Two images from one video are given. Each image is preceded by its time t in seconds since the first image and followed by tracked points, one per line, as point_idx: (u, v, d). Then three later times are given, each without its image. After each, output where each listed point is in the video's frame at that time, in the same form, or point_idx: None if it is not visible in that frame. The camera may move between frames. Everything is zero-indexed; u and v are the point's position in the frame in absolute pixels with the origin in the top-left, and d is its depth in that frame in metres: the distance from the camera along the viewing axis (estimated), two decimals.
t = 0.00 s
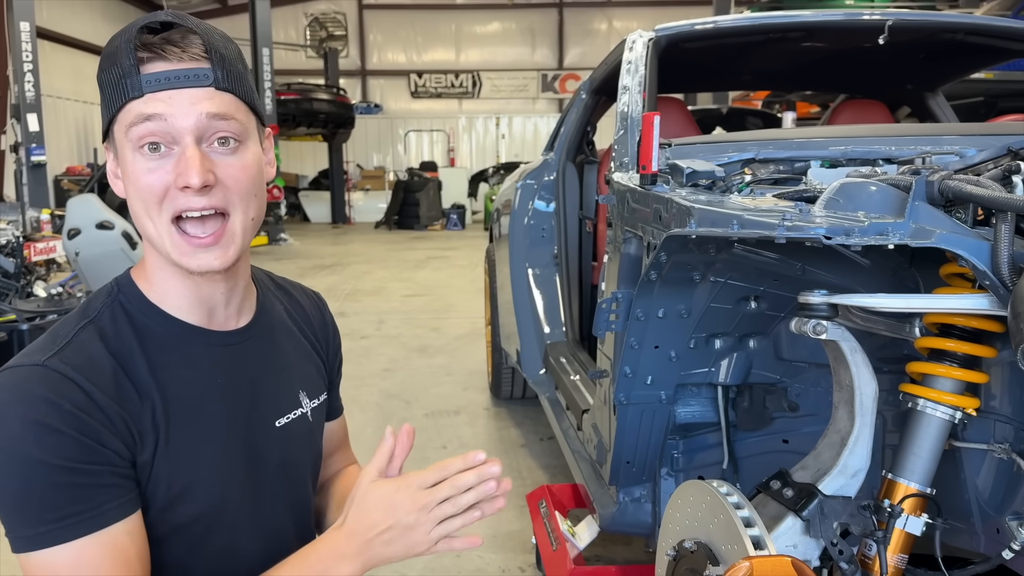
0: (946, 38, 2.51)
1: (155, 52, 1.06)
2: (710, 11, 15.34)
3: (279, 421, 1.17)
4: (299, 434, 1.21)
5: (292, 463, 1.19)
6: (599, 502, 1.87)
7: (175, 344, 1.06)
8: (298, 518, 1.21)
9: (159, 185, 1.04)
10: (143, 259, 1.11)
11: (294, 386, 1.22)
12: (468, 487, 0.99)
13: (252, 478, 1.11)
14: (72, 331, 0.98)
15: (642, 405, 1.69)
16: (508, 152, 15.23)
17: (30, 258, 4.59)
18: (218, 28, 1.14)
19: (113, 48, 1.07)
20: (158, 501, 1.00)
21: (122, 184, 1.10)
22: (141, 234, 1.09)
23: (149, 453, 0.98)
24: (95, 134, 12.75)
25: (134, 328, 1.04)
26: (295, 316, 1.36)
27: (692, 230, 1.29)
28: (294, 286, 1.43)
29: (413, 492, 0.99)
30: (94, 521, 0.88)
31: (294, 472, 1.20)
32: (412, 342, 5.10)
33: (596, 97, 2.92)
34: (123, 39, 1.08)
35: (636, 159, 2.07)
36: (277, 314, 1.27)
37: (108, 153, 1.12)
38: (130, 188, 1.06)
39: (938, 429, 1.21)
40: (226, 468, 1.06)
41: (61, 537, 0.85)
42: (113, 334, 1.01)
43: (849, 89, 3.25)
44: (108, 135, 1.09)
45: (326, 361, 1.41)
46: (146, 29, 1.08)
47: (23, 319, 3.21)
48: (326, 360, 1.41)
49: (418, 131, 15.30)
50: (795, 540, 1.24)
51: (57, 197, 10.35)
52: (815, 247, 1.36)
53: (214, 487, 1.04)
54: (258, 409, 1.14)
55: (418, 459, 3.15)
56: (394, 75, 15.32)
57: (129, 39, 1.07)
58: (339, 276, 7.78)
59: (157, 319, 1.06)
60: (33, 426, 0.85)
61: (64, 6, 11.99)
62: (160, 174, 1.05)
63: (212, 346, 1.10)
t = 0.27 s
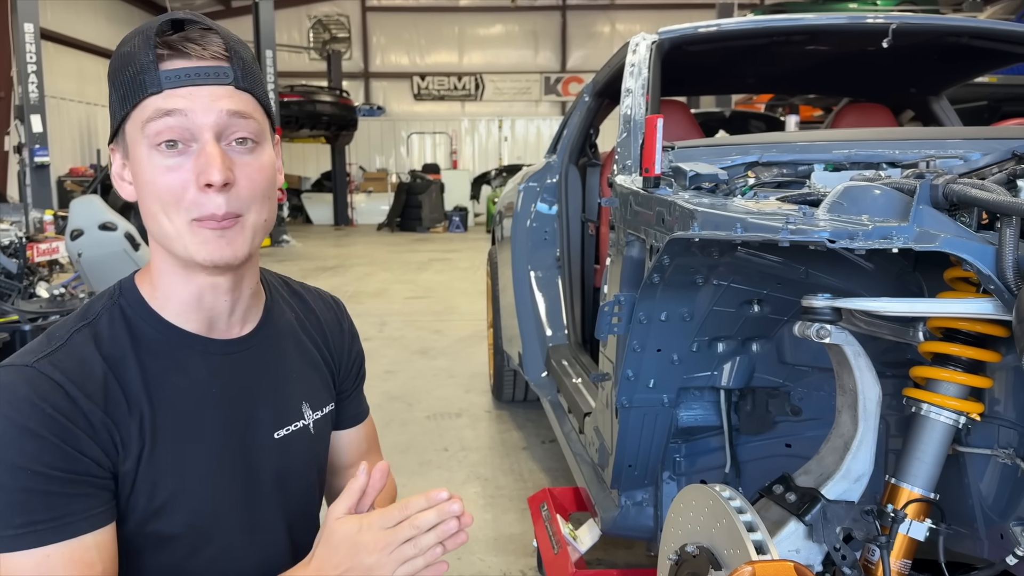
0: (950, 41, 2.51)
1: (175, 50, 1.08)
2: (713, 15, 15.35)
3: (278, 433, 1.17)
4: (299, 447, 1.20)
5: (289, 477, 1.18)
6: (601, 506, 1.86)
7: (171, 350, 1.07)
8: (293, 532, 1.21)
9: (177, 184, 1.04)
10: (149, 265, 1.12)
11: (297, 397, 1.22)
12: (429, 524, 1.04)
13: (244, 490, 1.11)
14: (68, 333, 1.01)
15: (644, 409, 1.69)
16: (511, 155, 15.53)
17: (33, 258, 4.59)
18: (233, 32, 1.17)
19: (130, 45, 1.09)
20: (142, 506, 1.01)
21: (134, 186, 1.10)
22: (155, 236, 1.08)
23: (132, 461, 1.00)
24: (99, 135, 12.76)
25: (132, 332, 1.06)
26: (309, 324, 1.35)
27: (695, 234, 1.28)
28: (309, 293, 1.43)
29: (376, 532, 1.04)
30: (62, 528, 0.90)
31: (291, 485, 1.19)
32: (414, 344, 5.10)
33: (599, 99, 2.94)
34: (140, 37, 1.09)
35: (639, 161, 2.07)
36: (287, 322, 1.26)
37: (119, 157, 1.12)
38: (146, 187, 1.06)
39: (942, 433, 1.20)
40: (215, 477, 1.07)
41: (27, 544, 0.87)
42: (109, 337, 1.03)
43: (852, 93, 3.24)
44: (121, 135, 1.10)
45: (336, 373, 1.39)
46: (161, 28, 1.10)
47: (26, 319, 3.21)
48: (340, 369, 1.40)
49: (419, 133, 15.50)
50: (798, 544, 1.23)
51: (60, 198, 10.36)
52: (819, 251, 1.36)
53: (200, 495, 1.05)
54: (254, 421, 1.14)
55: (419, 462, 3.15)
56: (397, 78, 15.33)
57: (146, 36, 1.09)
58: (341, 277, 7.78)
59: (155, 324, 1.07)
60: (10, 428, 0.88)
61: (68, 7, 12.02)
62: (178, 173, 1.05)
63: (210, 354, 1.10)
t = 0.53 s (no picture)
0: (954, 44, 2.50)
1: (286, 97, 1.02)
2: (715, 17, 15.36)
3: (277, 451, 1.18)
4: (297, 464, 1.22)
5: (286, 494, 1.20)
6: (604, 509, 1.86)
7: (178, 374, 1.05)
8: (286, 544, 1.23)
9: (293, 242, 1.00)
10: (167, 285, 1.07)
11: (297, 413, 1.22)
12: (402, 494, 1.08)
13: (243, 511, 1.12)
14: (70, 352, 0.99)
15: (647, 411, 1.69)
16: (513, 157, 15.48)
17: (35, 258, 4.59)
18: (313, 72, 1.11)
19: (227, 82, 0.99)
20: (144, 528, 1.02)
21: (207, 231, 1.01)
22: (231, 280, 1.02)
23: (136, 486, 1.00)
24: (102, 136, 12.78)
25: (137, 353, 1.03)
26: (311, 331, 1.35)
27: (699, 235, 1.28)
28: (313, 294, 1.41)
29: (351, 513, 1.08)
30: (67, 554, 0.90)
31: (288, 501, 1.21)
32: (416, 346, 5.10)
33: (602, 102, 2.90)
34: (235, 72, 1.00)
35: (642, 163, 2.07)
36: (289, 334, 1.26)
37: (184, 194, 1.00)
38: (246, 240, 0.99)
39: (947, 437, 1.20)
40: (216, 498, 1.08)
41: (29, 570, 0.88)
42: (112, 357, 1.01)
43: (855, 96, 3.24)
44: (202, 177, 0.99)
45: (337, 377, 1.40)
46: (260, 64, 1.01)
47: (28, 320, 3.21)
48: (341, 376, 1.40)
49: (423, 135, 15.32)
50: (802, 547, 1.23)
51: (63, 200, 10.37)
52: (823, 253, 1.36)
53: (201, 518, 1.06)
54: (256, 441, 1.14)
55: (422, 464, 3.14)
56: (399, 80, 15.34)
57: (249, 75, 1.00)
58: (343, 279, 7.79)
59: (165, 347, 1.05)
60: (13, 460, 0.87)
61: (72, 9, 12.04)
62: (292, 230, 1.00)
63: (218, 378, 1.09)
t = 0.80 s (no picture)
0: (955, 43, 2.49)
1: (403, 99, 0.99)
2: (716, 17, 15.35)
3: (301, 452, 1.16)
4: (316, 465, 1.20)
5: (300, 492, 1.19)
6: (604, 509, 1.85)
7: (214, 365, 1.02)
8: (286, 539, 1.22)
9: (393, 248, 1.00)
10: (219, 274, 1.03)
11: (325, 415, 1.20)
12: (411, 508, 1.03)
13: (255, 504, 1.11)
14: (108, 327, 0.95)
15: (648, 411, 1.68)
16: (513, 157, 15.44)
17: (35, 259, 4.58)
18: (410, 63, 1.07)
19: (350, 74, 0.94)
20: (155, 519, 1.00)
21: (304, 230, 0.98)
22: (315, 279, 1.01)
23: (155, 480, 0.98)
24: (102, 136, 12.78)
25: (175, 335, 1.00)
26: (347, 326, 1.32)
27: (700, 234, 1.28)
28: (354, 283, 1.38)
29: (356, 520, 1.04)
30: (73, 547, 0.87)
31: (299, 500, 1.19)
32: (416, 346, 5.09)
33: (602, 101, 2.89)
34: (356, 62, 0.95)
35: (643, 162, 2.06)
36: (325, 331, 1.23)
37: (281, 189, 0.96)
38: (347, 243, 0.98)
39: (948, 436, 1.20)
40: (231, 493, 1.06)
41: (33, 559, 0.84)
42: (150, 339, 0.98)
43: (856, 95, 3.23)
44: (310, 175, 0.95)
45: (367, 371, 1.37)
46: (378, 56, 0.97)
47: (27, 320, 3.20)
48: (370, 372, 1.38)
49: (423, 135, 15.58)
50: (803, 548, 1.22)
51: (62, 199, 10.37)
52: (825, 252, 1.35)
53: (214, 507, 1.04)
54: (283, 440, 1.12)
55: (421, 464, 3.14)
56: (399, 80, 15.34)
57: (371, 68, 0.95)
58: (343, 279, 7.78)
59: (206, 335, 1.02)
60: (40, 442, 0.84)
61: (72, 9, 12.04)
62: (393, 235, 1.00)
63: (258, 376, 1.06)
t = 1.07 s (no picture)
0: (951, 53, 2.48)
1: None
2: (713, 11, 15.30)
3: (323, 336, 1.22)
4: (335, 349, 1.26)
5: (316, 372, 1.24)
6: (599, 527, 1.84)
7: (259, 232, 1.06)
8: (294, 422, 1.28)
9: (479, 108, 1.05)
10: (282, 123, 1.06)
11: (348, 302, 1.25)
12: (456, 426, 1.07)
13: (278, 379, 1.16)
14: (155, 180, 0.97)
15: (643, 434, 1.68)
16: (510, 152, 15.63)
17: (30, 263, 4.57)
18: None
19: None
20: (182, 390, 1.04)
21: (394, 79, 1.02)
22: (394, 136, 1.05)
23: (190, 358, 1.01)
24: (97, 133, 12.76)
25: (222, 190, 1.03)
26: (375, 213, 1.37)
27: (695, 266, 1.26)
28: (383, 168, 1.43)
29: (396, 426, 1.08)
30: (102, 422, 0.89)
31: (315, 380, 1.25)
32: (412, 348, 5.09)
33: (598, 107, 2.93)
34: None
35: (638, 180, 2.05)
36: (361, 212, 1.27)
37: (377, 28, 1.00)
38: (437, 95, 1.02)
39: (944, 471, 1.19)
40: (259, 365, 1.11)
41: (57, 431, 0.86)
42: (196, 194, 1.00)
43: (852, 102, 3.21)
44: (413, 16, 0.99)
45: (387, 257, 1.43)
46: None
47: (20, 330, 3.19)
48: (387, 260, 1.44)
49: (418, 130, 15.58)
50: None
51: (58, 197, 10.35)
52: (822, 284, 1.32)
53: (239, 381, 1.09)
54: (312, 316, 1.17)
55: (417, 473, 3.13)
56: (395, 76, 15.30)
57: None
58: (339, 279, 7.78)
59: (253, 193, 1.05)
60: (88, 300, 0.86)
61: (66, 6, 12.00)
62: (481, 94, 1.05)
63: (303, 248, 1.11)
